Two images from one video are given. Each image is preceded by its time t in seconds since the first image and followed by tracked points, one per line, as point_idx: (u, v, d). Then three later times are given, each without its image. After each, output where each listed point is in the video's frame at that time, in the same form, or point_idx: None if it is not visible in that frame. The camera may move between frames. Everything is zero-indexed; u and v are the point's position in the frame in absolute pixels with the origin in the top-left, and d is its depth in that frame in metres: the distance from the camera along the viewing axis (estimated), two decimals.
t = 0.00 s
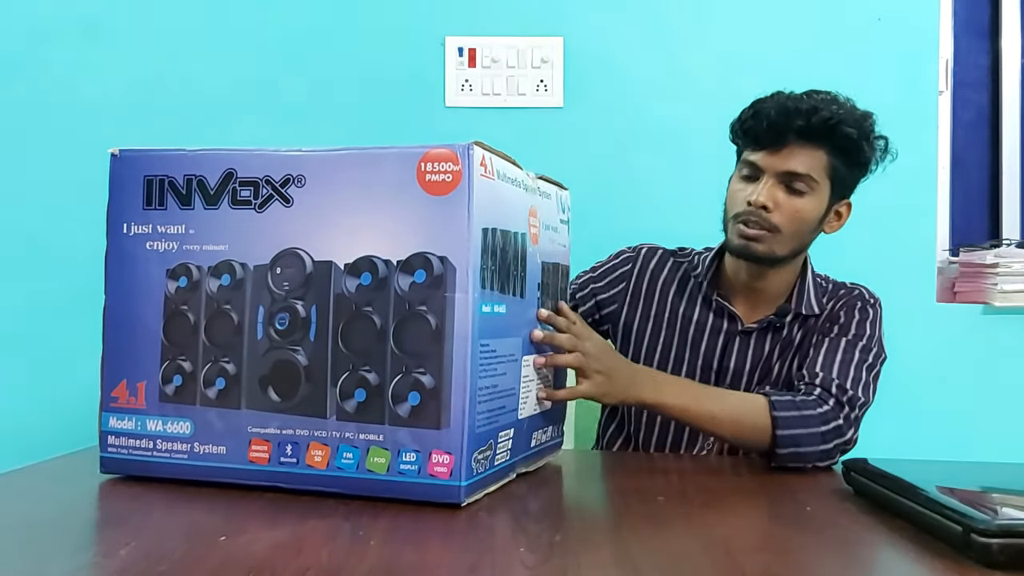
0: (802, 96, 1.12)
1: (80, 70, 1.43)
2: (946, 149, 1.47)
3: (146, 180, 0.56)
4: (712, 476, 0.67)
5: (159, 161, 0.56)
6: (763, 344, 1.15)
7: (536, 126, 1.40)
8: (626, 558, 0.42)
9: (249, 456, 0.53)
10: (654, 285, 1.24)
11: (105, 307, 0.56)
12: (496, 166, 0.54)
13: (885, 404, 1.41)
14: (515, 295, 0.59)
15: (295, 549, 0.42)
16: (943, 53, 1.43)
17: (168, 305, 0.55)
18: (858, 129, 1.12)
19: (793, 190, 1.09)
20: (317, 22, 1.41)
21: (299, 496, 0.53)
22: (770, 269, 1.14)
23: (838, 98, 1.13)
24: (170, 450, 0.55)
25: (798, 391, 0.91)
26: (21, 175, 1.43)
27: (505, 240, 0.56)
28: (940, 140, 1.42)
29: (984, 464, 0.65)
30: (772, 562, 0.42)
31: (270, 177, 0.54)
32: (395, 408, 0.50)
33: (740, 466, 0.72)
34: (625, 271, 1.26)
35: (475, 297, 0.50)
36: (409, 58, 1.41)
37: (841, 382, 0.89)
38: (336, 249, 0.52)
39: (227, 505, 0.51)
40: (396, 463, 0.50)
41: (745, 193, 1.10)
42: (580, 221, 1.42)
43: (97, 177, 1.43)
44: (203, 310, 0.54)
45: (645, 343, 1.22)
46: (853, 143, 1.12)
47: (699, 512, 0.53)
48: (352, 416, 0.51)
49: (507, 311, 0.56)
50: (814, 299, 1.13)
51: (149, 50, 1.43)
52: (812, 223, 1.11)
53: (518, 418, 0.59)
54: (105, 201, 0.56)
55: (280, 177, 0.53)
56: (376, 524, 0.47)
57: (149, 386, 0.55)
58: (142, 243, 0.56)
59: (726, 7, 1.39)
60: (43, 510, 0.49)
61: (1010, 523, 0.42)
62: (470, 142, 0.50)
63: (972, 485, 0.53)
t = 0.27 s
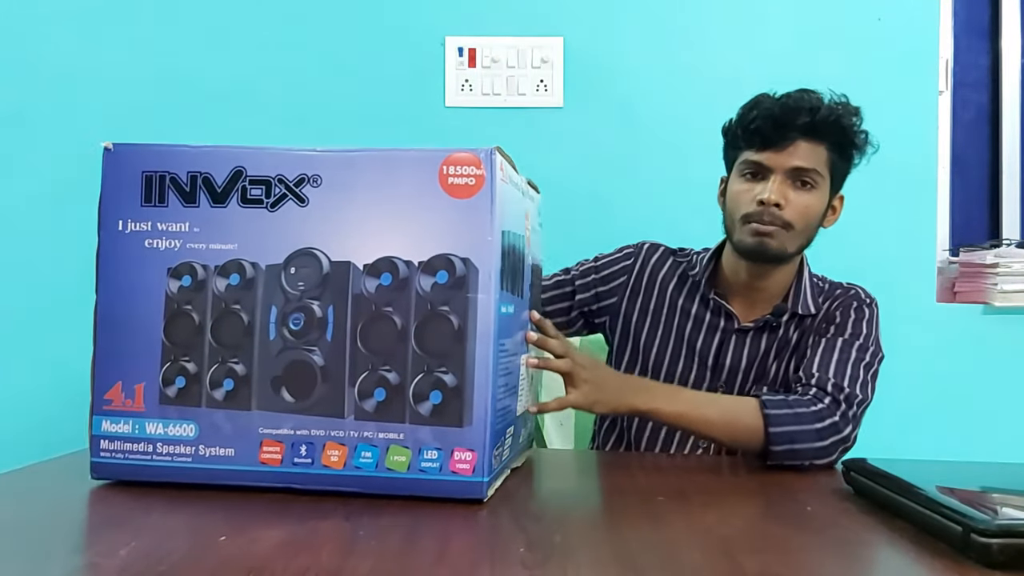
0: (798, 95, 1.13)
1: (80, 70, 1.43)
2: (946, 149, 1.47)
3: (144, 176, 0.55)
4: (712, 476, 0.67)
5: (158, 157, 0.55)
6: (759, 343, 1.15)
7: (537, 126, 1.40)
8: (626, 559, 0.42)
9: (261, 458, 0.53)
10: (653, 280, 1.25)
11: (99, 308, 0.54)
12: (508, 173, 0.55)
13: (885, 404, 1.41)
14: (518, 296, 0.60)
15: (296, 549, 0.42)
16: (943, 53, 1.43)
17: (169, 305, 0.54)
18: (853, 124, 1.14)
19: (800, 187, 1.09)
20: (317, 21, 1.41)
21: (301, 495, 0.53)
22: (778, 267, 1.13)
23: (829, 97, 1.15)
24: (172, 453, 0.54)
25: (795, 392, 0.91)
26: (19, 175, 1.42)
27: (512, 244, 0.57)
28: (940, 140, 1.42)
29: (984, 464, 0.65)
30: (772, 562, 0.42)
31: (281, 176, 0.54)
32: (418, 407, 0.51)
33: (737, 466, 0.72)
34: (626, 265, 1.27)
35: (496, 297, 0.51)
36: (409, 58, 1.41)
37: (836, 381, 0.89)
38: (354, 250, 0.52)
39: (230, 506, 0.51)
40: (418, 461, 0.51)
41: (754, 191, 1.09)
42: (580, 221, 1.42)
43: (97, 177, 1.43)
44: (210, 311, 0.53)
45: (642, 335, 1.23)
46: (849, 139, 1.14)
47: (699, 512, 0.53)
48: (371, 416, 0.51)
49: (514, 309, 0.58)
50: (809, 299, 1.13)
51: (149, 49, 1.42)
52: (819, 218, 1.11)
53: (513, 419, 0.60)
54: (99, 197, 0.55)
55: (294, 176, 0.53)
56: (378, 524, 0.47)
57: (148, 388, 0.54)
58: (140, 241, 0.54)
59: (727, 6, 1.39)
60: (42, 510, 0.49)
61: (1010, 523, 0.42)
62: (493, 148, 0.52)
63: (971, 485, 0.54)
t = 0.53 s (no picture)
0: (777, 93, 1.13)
1: (80, 70, 1.43)
2: (946, 149, 1.47)
3: (145, 176, 0.55)
4: (712, 476, 0.67)
5: (158, 157, 0.54)
6: (744, 338, 1.15)
7: (537, 126, 1.40)
8: (626, 558, 0.42)
9: (261, 458, 0.53)
10: (651, 271, 1.25)
11: (99, 308, 0.54)
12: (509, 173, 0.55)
13: (884, 403, 1.41)
14: (518, 295, 0.60)
15: (296, 549, 0.42)
16: (943, 53, 1.43)
17: (168, 304, 0.54)
18: (834, 122, 1.14)
19: (782, 185, 1.09)
20: (317, 21, 1.41)
21: (301, 495, 0.53)
22: (762, 265, 1.14)
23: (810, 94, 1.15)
24: (172, 453, 0.54)
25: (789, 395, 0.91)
26: (19, 176, 1.42)
27: (513, 243, 0.57)
28: (940, 140, 1.42)
29: (984, 464, 0.65)
30: (772, 562, 0.42)
31: (282, 176, 0.54)
32: (418, 407, 0.51)
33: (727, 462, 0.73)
34: (626, 254, 1.27)
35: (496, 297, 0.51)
36: (409, 58, 1.41)
37: (830, 379, 0.89)
38: (355, 250, 0.52)
39: (231, 506, 0.51)
40: (418, 461, 0.51)
41: (737, 191, 1.09)
42: (580, 221, 1.42)
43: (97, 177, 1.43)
44: (210, 311, 0.53)
45: (634, 323, 1.23)
46: (831, 136, 1.14)
47: (697, 511, 0.53)
48: (372, 416, 0.51)
49: (515, 309, 0.57)
50: (796, 293, 1.13)
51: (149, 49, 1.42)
52: (802, 215, 1.12)
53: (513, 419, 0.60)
54: (99, 197, 0.55)
55: (295, 176, 0.53)
56: (379, 524, 0.47)
57: (148, 387, 0.54)
58: (140, 241, 0.54)
59: (727, 6, 1.39)
60: (42, 510, 0.49)
61: (1010, 523, 0.42)
62: (493, 148, 0.52)
63: (972, 485, 0.54)
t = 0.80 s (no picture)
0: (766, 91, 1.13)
1: (80, 70, 1.43)
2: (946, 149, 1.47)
3: (145, 175, 0.55)
4: (712, 476, 0.67)
5: (158, 157, 0.54)
6: (737, 338, 1.15)
7: (537, 126, 1.40)
8: (625, 558, 0.42)
9: (261, 458, 0.53)
10: (649, 268, 1.25)
11: (99, 308, 0.54)
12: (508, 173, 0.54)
13: (884, 404, 1.41)
14: (519, 295, 0.60)
15: (296, 549, 0.42)
16: (943, 53, 1.43)
17: (168, 304, 0.54)
18: (824, 120, 1.14)
19: (770, 183, 1.10)
20: (317, 21, 1.41)
21: (302, 495, 0.53)
22: (753, 264, 1.14)
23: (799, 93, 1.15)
24: (172, 453, 0.54)
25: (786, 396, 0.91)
26: (19, 176, 1.42)
27: (513, 243, 0.57)
28: (940, 140, 1.42)
29: (984, 464, 0.65)
30: (771, 562, 0.42)
31: (282, 176, 0.53)
32: (418, 407, 0.51)
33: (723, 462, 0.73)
34: (625, 250, 1.26)
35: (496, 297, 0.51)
36: (410, 58, 1.41)
37: (826, 379, 0.89)
38: (355, 250, 0.52)
39: (231, 506, 0.50)
40: (418, 461, 0.51)
41: (726, 190, 1.10)
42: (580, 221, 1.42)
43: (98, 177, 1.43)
44: (210, 310, 0.53)
45: (629, 319, 1.23)
46: (820, 134, 1.14)
47: (697, 511, 0.53)
48: (372, 416, 0.51)
49: (515, 310, 0.57)
50: (787, 291, 1.13)
51: (149, 49, 1.42)
52: (791, 213, 1.12)
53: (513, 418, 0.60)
54: (99, 197, 0.55)
55: (295, 176, 0.53)
56: (380, 524, 0.47)
57: (148, 387, 0.54)
58: (140, 241, 0.54)
59: (727, 6, 1.39)
60: (41, 510, 0.49)
61: (1010, 523, 0.42)
62: (493, 148, 0.52)
63: (972, 485, 0.54)
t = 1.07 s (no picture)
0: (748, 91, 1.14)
1: (80, 70, 1.43)
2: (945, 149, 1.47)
3: (145, 176, 0.55)
4: (712, 476, 0.67)
5: (158, 157, 0.54)
6: (731, 338, 1.15)
7: (537, 126, 1.40)
8: (626, 558, 0.42)
9: (261, 458, 0.53)
10: (642, 269, 1.25)
11: (99, 308, 0.54)
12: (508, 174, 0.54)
13: (884, 404, 1.41)
14: (519, 295, 0.60)
15: (296, 549, 0.42)
16: (943, 53, 1.44)
17: (168, 304, 0.54)
18: (807, 117, 1.14)
19: (744, 179, 1.10)
20: (317, 21, 1.41)
21: (302, 495, 0.53)
22: (733, 263, 1.14)
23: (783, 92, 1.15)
24: (172, 453, 0.54)
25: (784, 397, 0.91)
26: (19, 176, 1.42)
27: (513, 244, 0.57)
28: (940, 140, 1.42)
29: (984, 464, 0.65)
30: (771, 562, 0.42)
31: (282, 176, 0.54)
32: (418, 407, 0.51)
33: (723, 462, 0.73)
34: (617, 252, 1.26)
35: (496, 297, 0.51)
36: (410, 58, 1.41)
37: (824, 378, 0.90)
38: (356, 250, 0.52)
39: (231, 506, 0.50)
40: (418, 461, 0.51)
41: (700, 186, 1.11)
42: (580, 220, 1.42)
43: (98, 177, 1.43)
44: (210, 310, 0.53)
45: (623, 321, 1.22)
46: (802, 132, 1.14)
47: (697, 511, 0.53)
48: (372, 416, 0.51)
49: (515, 310, 0.57)
50: (780, 291, 1.13)
51: (149, 49, 1.42)
52: (768, 210, 1.12)
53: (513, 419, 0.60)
54: (99, 197, 0.55)
55: (296, 176, 0.53)
56: (380, 525, 0.47)
57: (148, 388, 0.54)
58: (140, 241, 0.54)
59: (727, 6, 1.39)
60: (41, 510, 0.49)
61: (1010, 523, 0.42)
62: (494, 148, 0.52)
63: (971, 485, 0.54)
